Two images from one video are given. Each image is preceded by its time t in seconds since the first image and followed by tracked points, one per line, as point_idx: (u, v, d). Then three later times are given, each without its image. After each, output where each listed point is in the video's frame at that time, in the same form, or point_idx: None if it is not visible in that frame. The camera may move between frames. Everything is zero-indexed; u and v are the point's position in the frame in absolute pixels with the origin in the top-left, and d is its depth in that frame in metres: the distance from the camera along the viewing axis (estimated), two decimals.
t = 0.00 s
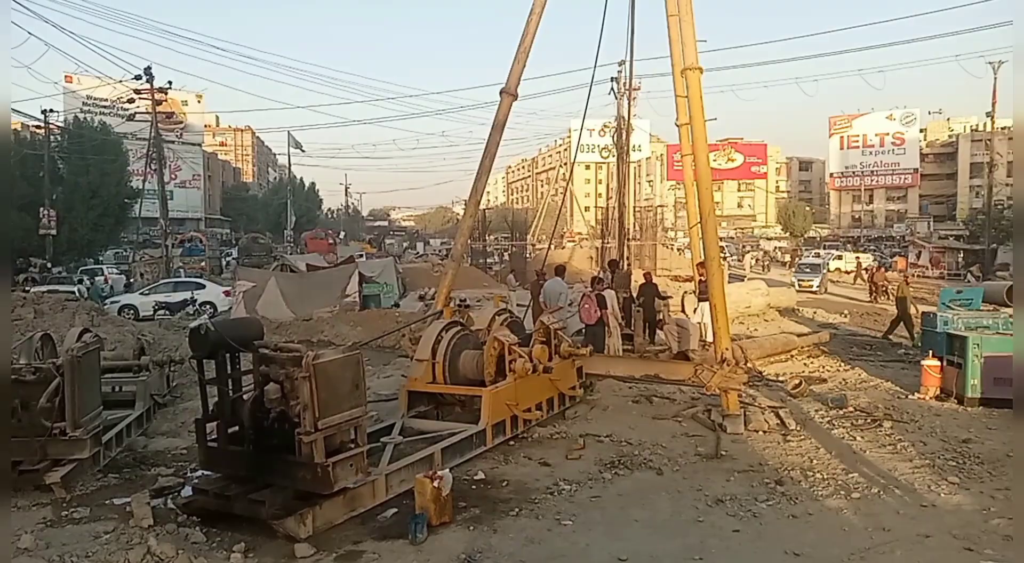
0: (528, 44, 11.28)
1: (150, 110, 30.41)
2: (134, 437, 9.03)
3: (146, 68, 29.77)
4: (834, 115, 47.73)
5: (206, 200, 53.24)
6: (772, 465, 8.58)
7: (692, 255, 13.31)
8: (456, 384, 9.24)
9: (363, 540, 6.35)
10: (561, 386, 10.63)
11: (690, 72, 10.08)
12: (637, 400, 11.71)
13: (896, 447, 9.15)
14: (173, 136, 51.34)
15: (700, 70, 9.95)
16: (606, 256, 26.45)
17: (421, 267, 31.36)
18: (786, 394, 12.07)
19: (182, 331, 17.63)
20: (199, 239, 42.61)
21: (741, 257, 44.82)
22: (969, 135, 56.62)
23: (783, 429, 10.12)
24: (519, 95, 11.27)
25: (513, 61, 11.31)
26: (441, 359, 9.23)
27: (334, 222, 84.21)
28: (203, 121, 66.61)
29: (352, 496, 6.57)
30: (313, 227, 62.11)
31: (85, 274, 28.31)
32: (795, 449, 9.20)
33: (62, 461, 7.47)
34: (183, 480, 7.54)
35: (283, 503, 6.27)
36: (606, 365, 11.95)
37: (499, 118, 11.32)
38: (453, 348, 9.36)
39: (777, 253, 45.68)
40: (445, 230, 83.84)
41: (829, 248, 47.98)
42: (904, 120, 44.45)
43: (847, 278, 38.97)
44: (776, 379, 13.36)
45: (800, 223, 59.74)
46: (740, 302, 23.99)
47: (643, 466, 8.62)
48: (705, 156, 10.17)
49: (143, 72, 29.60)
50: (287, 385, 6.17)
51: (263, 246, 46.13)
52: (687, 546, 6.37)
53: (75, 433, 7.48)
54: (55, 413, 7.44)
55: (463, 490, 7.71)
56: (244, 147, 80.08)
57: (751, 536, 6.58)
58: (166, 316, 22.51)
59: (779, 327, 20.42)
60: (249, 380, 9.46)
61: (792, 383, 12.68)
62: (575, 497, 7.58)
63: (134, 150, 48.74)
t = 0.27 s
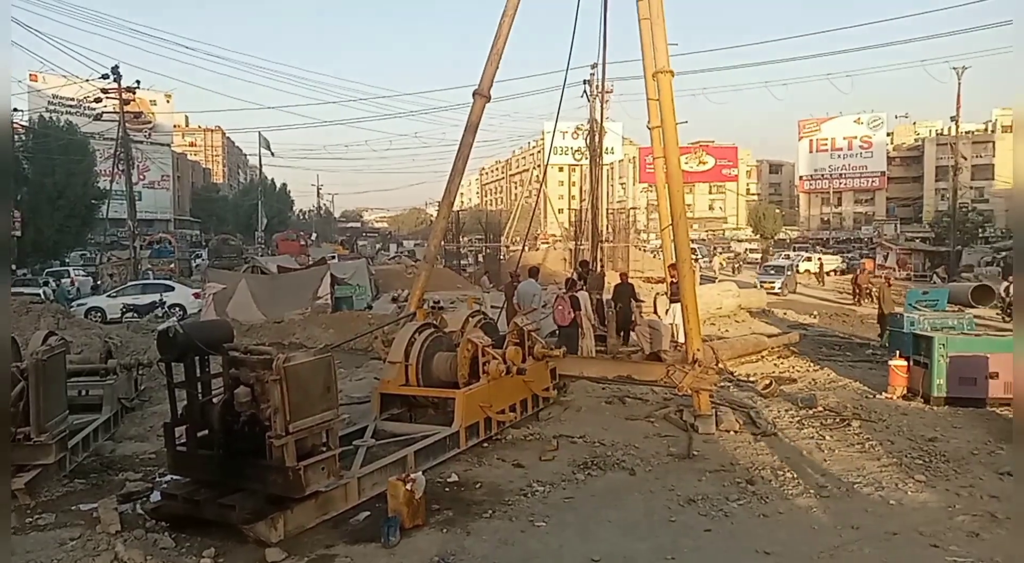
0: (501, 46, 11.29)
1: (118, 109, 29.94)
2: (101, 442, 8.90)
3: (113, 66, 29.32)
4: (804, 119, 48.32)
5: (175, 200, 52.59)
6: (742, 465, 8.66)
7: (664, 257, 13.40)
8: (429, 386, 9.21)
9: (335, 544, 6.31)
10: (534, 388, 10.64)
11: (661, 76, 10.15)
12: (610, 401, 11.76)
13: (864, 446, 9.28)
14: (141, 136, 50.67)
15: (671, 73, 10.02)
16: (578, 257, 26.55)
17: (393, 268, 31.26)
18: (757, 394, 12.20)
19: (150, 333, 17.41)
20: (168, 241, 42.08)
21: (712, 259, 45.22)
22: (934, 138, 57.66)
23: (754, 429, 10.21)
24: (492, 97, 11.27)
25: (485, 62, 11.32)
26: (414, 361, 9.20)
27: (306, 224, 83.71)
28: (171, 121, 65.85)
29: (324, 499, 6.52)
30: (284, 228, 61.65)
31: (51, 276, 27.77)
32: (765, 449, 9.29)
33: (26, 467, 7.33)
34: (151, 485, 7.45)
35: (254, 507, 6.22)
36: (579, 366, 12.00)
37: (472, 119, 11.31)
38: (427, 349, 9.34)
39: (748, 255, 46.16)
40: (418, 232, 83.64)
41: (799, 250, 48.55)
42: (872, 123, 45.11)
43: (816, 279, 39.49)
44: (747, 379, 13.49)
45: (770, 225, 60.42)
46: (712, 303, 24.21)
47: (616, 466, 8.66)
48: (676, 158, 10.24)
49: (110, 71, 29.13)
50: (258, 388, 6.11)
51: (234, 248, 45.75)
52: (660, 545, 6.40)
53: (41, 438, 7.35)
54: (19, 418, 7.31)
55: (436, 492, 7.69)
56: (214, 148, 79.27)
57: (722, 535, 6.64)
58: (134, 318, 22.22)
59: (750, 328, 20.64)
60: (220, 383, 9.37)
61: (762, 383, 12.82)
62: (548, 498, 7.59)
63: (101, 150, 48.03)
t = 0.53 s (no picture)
0: (494, 45, 11.28)
1: (109, 107, 29.77)
2: (93, 442, 8.87)
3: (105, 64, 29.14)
4: (796, 118, 48.41)
5: (166, 200, 52.34)
6: (734, 463, 8.68)
7: (656, 256, 13.42)
8: (422, 384, 9.20)
9: (327, 544, 6.30)
10: (527, 386, 10.64)
11: (654, 75, 10.16)
12: (603, 400, 11.78)
13: (855, 445, 9.32)
14: (132, 134, 50.44)
15: (664, 73, 10.04)
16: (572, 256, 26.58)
17: (386, 267, 31.23)
18: (750, 393, 12.23)
19: (142, 333, 17.34)
20: (159, 240, 41.91)
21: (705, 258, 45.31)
22: (925, 138, 57.94)
23: (747, 428, 10.23)
24: (485, 96, 11.26)
25: (479, 61, 11.31)
26: (407, 360, 9.19)
27: (298, 222, 83.46)
28: (163, 119, 65.50)
29: (316, 499, 6.53)
30: (277, 227, 61.48)
31: (41, 275, 27.59)
32: (757, 447, 9.32)
33: (16, 468, 7.30)
34: (143, 484, 7.42)
35: (246, 507, 6.21)
36: (572, 365, 12.02)
37: (465, 118, 11.30)
38: (420, 348, 9.33)
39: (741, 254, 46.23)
40: (411, 231, 83.57)
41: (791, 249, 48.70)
42: (863, 123, 45.25)
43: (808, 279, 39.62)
44: (739, 377, 13.55)
45: (763, 224, 60.57)
46: (704, 302, 24.28)
47: (608, 465, 8.67)
48: (669, 158, 10.26)
49: (102, 69, 28.97)
50: (250, 387, 6.10)
51: (226, 247, 45.59)
52: (652, 543, 6.42)
53: (31, 438, 7.32)
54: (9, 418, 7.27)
55: (429, 491, 7.68)
56: (206, 147, 78.95)
57: (715, 533, 6.65)
58: (125, 318, 22.16)
59: (742, 326, 20.69)
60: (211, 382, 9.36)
61: (755, 382, 12.86)
62: (542, 497, 7.60)
63: (92, 149, 47.81)
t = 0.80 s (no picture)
0: (490, 45, 11.29)
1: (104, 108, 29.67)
2: (88, 444, 8.85)
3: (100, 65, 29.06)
4: (792, 118, 48.49)
5: (162, 200, 52.23)
6: (731, 463, 8.69)
7: (653, 256, 13.43)
8: (419, 385, 9.18)
9: (324, 545, 6.29)
10: (524, 387, 10.64)
11: (649, 75, 10.19)
12: (600, 400, 11.79)
13: (851, 444, 9.33)
14: (128, 135, 50.32)
15: (659, 73, 10.06)
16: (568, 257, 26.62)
17: (382, 268, 31.22)
18: (746, 392, 12.25)
19: (137, 334, 17.31)
20: (155, 241, 41.83)
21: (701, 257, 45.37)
22: (920, 138, 58.07)
23: (743, 427, 10.24)
24: (481, 96, 11.27)
25: (474, 61, 11.31)
26: (403, 361, 9.17)
27: (294, 223, 83.43)
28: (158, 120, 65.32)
29: (313, 500, 6.53)
30: (273, 228, 61.41)
31: (36, 277, 27.49)
32: (754, 447, 9.33)
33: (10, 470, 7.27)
34: (139, 486, 7.41)
35: (242, 508, 6.21)
36: (569, 365, 12.02)
37: (461, 119, 11.30)
38: (416, 349, 9.31)
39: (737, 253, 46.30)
40: (407, 231, 83.57)
41: (788, 248, 48.80)
42: (859, 123, 45.35)
43: (804, 278, 39.69)
44: (735, 377, 13.57)
45: (759, 224, 60.67)
46: (701, 301, 24.32)
47: (605, 465, 8.68)
48: (665, 158, 10.28)
49: (97, 70, 28.88)
50: (246, 389, 6.09)
51: (222, 248, 45.55)
52: (650, 543, 6.43)
53: (26, 441, 7.31)
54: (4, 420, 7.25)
55: (425, 492, 7.68)
56: (202, 147, 78.79)
57: (711, 533, 6.66)
58: (121, 319, 22.12)
59: (739, 326, 20.72)
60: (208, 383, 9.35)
61: (751, 381, 12.88)
62: (538, 497, 7.60)
63: (88, 150, 47.65)
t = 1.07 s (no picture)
0: (478, 49, 11.30)
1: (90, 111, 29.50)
2: (74, 449, 8.79)
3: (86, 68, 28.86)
4: (780, 122, 48.67)
5: (149, 204, 51.93)
6: (719, 465, 8.71)
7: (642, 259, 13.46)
8: (408, 389, 9.16)
9: (312, 550, 6.27)
10: (513, 390, 10.64)
11: (638, 79, 10.23)
12: (589, 403, 11.80)
13: (839, 446, 9.37)
14: (115, 138, 50.03)
15: (647, 77, 10.10)
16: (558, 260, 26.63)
17: (371, 271, 31.16)
18: (734, 395, 12.30)
19: (124, 339, 17.20)
20: (142, 245, 41.59)
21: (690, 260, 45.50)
22: (907, 141, 58.48)
23: (731, 429, 10.27)
24: (470, 99, 11.27)
25: (463, 65, 11.32)
26: (392, 364, 9.14)
27: (283, 227, 83.15)
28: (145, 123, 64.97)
29: (301, 505, 6.51)
30: (261, 231, 61.19)
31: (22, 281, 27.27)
32: (743, 449, 9.36)
33: None
34: (126, 492, 7.36)
35: (230, 513, 6.17)
36: (558, 368, 12.02)
37: (450, 122, 11.30)
38: (405, 353, 9.29)
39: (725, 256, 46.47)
40: (396, 234, 83.46)
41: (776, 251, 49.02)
42: (846, 126, 45.61)
43: (793, 281, 39.88)
44: (723, 379, 13.62)
45: (747, 226, 60.90)
46: (690, 304, 24.40)
47: (594, 468, 8.68)
48: (653, 161, 10.31)
49: (83, 72, 28.69)
50: (233, 393, 6.06)
51: (210, 252, 45.32)
52: (639, 546, 6.43)
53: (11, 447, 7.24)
54: None
55: (414, 496, 7.66)
56: (190, 150, 78.43)
57: (700, 535, 6.68)
58: (108, 323, 21.99)
59: (727, 329, 20.79)
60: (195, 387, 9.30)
61: (739, 384, 12.93)
62: (527, 500, 7.60)
63: (74, 153, 47.32)
